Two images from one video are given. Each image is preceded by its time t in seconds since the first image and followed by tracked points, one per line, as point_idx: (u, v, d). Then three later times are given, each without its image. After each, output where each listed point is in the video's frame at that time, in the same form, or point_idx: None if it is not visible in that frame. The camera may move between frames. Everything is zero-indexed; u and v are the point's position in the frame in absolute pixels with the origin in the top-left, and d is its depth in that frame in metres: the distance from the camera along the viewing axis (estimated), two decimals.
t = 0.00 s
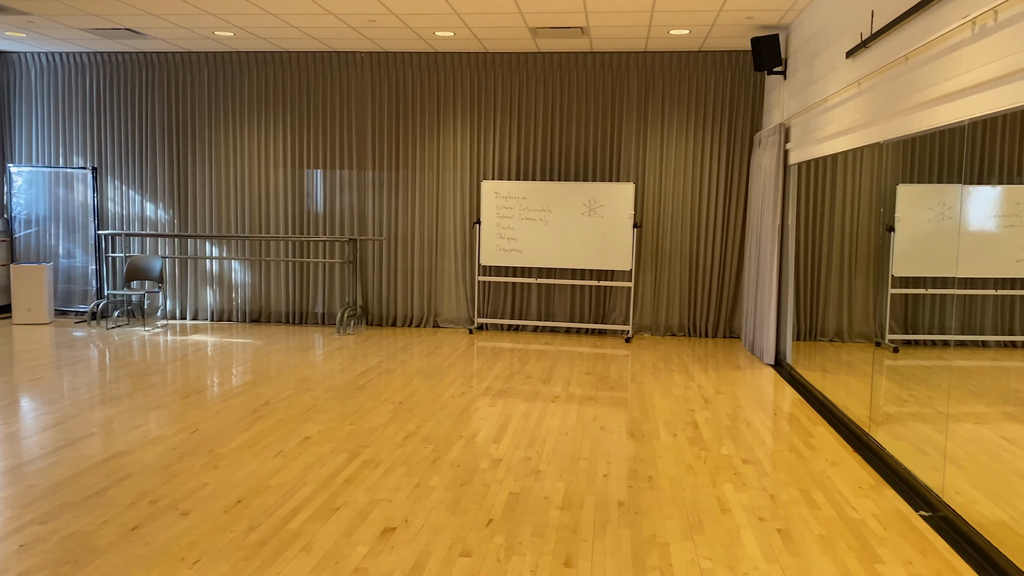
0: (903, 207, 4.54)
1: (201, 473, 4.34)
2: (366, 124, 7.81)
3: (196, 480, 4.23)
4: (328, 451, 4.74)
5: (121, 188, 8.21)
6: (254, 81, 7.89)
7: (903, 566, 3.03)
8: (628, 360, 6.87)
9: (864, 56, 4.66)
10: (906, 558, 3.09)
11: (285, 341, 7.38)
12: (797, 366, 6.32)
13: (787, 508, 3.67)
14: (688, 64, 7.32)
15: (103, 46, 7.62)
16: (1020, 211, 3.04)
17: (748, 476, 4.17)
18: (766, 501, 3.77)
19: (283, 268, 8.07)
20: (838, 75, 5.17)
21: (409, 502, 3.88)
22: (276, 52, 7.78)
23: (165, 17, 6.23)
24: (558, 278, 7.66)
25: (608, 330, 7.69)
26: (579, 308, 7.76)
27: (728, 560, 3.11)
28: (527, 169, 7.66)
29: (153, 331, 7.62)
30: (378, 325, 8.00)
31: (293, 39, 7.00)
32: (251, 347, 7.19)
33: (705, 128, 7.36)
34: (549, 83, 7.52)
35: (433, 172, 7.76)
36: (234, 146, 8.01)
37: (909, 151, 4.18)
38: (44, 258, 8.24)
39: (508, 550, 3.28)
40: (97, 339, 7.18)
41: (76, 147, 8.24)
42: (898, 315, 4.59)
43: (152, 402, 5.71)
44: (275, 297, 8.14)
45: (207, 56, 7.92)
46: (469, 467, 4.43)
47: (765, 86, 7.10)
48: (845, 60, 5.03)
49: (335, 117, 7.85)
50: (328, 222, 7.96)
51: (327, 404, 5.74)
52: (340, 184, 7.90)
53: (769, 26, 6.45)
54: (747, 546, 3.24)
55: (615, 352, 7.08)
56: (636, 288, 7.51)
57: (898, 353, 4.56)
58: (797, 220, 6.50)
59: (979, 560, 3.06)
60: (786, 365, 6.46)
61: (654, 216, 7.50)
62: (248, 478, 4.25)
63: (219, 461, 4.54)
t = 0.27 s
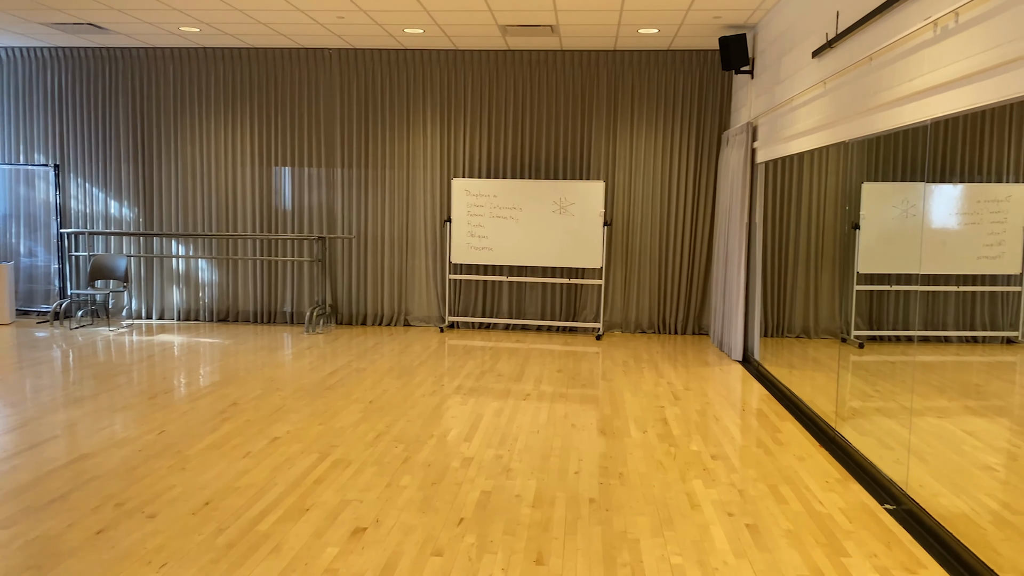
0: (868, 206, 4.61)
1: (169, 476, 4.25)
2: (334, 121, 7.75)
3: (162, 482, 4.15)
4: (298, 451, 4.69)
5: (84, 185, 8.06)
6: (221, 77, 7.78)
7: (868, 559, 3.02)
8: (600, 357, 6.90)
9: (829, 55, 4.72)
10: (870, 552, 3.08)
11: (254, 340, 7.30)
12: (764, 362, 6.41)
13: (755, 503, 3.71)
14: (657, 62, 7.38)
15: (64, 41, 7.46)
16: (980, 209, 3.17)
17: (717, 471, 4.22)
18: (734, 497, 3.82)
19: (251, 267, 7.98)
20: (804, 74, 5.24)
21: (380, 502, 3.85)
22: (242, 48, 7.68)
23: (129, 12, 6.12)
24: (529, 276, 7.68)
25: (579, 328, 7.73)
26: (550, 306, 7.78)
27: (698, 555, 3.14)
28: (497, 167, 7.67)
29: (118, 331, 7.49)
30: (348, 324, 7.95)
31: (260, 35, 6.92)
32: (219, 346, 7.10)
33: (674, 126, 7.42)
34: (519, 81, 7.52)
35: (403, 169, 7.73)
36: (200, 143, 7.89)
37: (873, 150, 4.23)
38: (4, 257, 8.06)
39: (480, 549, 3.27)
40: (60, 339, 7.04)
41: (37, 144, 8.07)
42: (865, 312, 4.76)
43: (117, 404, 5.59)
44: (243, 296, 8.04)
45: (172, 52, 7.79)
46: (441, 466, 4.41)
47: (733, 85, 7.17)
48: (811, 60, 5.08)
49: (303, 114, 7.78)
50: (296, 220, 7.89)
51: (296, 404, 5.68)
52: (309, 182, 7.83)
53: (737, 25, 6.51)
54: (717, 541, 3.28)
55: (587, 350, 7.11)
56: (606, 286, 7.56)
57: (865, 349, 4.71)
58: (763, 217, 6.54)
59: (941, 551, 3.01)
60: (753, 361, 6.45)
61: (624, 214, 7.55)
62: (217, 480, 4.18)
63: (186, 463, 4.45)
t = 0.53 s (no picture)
0: (834, 203, 4.67)
1: (135, 477, 4.16)
2: (303, 117, 7.67)
3: (129, 483, 4.07)
4: (268, 450, 4.63)
5: (46, 182, 7.87)
6: (186, 72, 7.65)
7: (835, 551, 3.07)
8: (571, 353, 6.92)
9: (797, 53, 4.78)
10: (838, 544, 3.13)
11: (222, 339, 7.19)
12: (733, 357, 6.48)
13: (725, 496, 3.76)
14: (627, 59, 7.41)
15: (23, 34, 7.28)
16: (944, 206, 3.25)
17: (687, 466, 4.26)
18: (704, 491, 3.85)
19: (219, 264, 7.87)
20: (772, 72, 5.30)
21: (351, 501, 3.82)
22: (208, 43, 7.56)
23: (91, 5, 5.98)
24: (500, 273, 7.68)
25: (550, 325, 7.75)
26: (521, 303, 7.79)
27: (669, 550, 3.17)
28: (468, 163, 7.65)
29: (82, 330, 7.33)
30: (318, 322, 7.87)
31: (227, 30, 6.81)
32: (186, 345, 6.98)
33: (644, 123, 7.46)
34: (490, 78, 7.51)
35: (373, 166, 7.67)
36: (166, 139, 7.76)
37: (840, 147, 4.30)
38: None
39: (452, 547, 3.26)
40: (21, 339, 6.87)
41: None
42: (829, 308, 4.82)
43: (82, 404, 5.47)
44: (211, 294, 7.93)
45: (136, 46, 7.64)
46: (413, 464, 4.39)
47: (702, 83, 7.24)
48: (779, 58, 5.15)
49: (271, 109, 7.68)
50: (265, 217, 7.79)
51: (266, 403, 5.61)
52: (277, 178, 7.74)
53: (705, 23, 6.56)
54: (688, 535, 3.31)
55: (558, 346, 7.12)
56: (577, 281, 7.59)
57: (830, 343, 4.78)
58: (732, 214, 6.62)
59: (908, 543, 3.09)
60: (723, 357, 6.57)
61: (595, 211, 7.59)
62: (184, 480, 4.11)
63: (154, 464, 4.37)
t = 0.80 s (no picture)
0: (802, 198, 4.74)
1: (102, 477, 4.08)
2: (272, 112, 7.58)
3: (96, 484, 3.99)
4: (238, 449, 4.57)
5: (7, 177, 7.68)
6: (151, 66, 7.51)
7: (805, 543, 3.12)
8: (543, 349, 6.94)
9: (765, 51, 4.84)
10: (808, 535, 3.18)
11: (190, 337, 7.09)
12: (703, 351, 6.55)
13: (696, 490, 3.80)
14: (598, 55, 7.44)
15: None
16: (909, 201, 3.30)
17: (658, 460, 4.29)
18: (676, 484, 3.89)
19: (187, 261, 7.75)
20: (740, 69, 5.36)
21: (323, 499, 3.79)
22: (174, 36, 7.43)
23: None
24: (472, 269, 7.67)
25: (522, 321, 7.76)
26: (493, 299, 7.79)
27: (641, 543, 3.20)
28: (439, 159, 7.62)
29: (46, 329, 7.17)
30: (288, 319, 7.79)
31: (193, 23, 6.70)
32: (154, 343, 6.86)
33: (614, 119, 7.50)
34: (460, 73, 7.49)
35: (344, 161, 7.61)
36: (131, 134, 7.61)
37: (807, 143, 4.36)
38: None
39: (425, 543, 3.25)
40: None
41: None
42: (798, 302, 4.91)
43: (47, 404, 5.35)
44: (179, 291, 7.81)
45: (99, 39, 7.48)
46: (385, 461, 4.37)
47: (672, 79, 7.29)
48: (747, 55, 5.20)
49: (239, 104, 7.57)
50: (233, 213, 7.68)
51: (236, 401, 5.54)
52: (245, 174, 7.64)
53: (674, 20, 6.60)
54: (659, 529, 3.34)
55: (531, 342, 7.13)
56: (549, 277, 7.61)
57: (799, 337, 4.85)
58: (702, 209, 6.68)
59: (875, 534, 3.13)
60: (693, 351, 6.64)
61: (566, 206, 7.61)
62: (152, 480, 4.04)
63: (121, 464, 4.29)
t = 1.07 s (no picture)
0: (772, 194, 4.79)
1: (69, 477, 4.00)
2: (240, 106, 7.48)
3: (62, 484, 3.91)
4: (209, 447, 4.52)
5: None
6: (117, 59, 7.37)
7: (775, 534, 3.16)
8: (517, 345, 6.94)
9: (735, 47, 4.88)
10: (778, 527, 3.23)
11: (159, 334, 6.97)
12: (674, 346, 6.59)
13: (669, 483, 3.83)
14: (570, 52, 7.45)
15: None
16: (875, 197, 3.37)
17: (631, 453, 4.32)
18: (648, 478, 3.92)
19: (155, 257, 7.62)
20: (711, 66, 5.40)
21: (296, 497, 3.76)
22: (140, 29, 7.29)
23: None
24: (445, 265, 7.65)
25: (495, 316, 7.76)
26: (466, 295, 7.78)
27: (614, 537, 3.21)
28: (411, 155, 7.58)
29: (9, 327, 7.00)
30: (258, 316, 7.71)
31: (160, 16, 6.58)
32: (121, 341, 6.74)
33: (586, 115, 7.52)
34: (432, 68, 7.46)
35: (314, 157, 7.53)
36: (96, 128, 7.46)
37: (776, 140, 4.41)
38: None
39: (399, 540, 3.24)
40: None
41: None
42: (768, 297, 4.96)
43: (10, 403, 5.23)
44: (147, 288, 7.69)
45: (62, 31, 7.31)
46: (358, 458, 4.34)
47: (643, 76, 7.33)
48: (718, 52, 5.24)
49: (208, 98, 7.46)
50: (202, 209, 7.57)
51: (206, 398, 5.46)
52: (214, 169, 7.53)
53: (645, 17, 6.63)
54: (632, 522, 3.36)
55: (504, 338, 7.13)
56: (522, 273, 7.62)
57: (768, 333, 4.89)
58: (673, 205, 6.73)
59: (842, 523, 3.20)
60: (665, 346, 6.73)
61: (539, 202, 7.62)
62: (121, 480, 3.97)
63: (88, 463, 4.20)
